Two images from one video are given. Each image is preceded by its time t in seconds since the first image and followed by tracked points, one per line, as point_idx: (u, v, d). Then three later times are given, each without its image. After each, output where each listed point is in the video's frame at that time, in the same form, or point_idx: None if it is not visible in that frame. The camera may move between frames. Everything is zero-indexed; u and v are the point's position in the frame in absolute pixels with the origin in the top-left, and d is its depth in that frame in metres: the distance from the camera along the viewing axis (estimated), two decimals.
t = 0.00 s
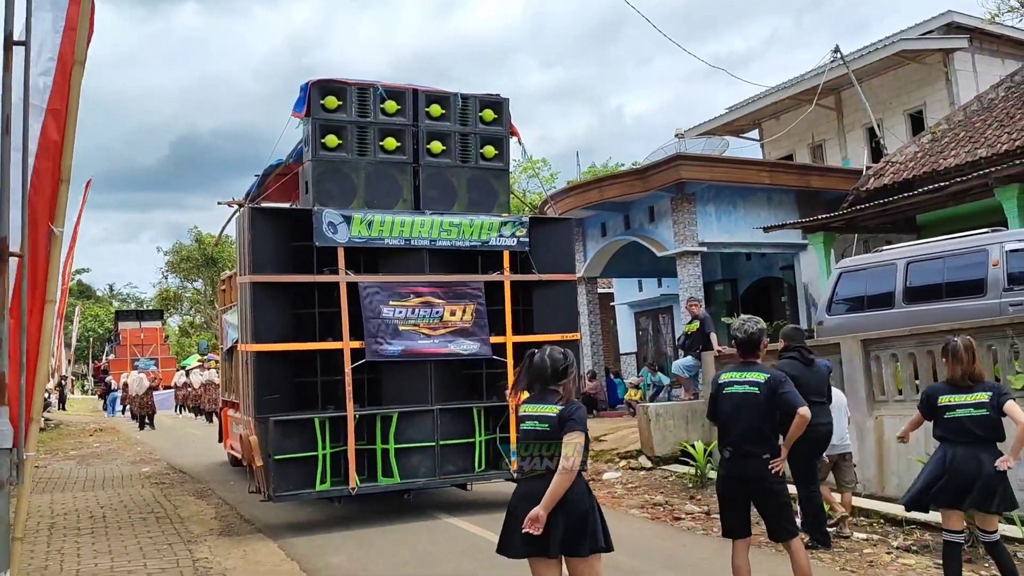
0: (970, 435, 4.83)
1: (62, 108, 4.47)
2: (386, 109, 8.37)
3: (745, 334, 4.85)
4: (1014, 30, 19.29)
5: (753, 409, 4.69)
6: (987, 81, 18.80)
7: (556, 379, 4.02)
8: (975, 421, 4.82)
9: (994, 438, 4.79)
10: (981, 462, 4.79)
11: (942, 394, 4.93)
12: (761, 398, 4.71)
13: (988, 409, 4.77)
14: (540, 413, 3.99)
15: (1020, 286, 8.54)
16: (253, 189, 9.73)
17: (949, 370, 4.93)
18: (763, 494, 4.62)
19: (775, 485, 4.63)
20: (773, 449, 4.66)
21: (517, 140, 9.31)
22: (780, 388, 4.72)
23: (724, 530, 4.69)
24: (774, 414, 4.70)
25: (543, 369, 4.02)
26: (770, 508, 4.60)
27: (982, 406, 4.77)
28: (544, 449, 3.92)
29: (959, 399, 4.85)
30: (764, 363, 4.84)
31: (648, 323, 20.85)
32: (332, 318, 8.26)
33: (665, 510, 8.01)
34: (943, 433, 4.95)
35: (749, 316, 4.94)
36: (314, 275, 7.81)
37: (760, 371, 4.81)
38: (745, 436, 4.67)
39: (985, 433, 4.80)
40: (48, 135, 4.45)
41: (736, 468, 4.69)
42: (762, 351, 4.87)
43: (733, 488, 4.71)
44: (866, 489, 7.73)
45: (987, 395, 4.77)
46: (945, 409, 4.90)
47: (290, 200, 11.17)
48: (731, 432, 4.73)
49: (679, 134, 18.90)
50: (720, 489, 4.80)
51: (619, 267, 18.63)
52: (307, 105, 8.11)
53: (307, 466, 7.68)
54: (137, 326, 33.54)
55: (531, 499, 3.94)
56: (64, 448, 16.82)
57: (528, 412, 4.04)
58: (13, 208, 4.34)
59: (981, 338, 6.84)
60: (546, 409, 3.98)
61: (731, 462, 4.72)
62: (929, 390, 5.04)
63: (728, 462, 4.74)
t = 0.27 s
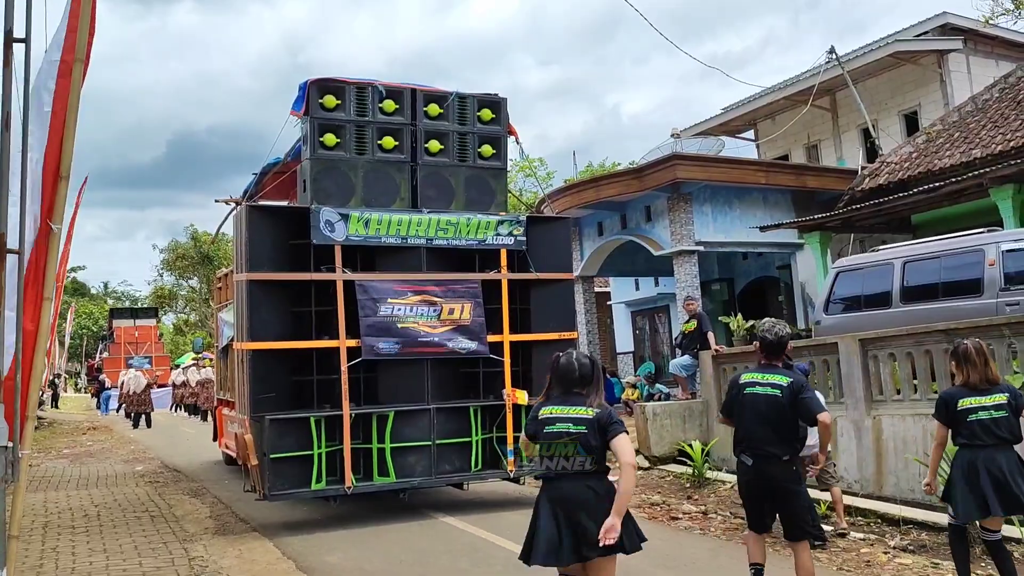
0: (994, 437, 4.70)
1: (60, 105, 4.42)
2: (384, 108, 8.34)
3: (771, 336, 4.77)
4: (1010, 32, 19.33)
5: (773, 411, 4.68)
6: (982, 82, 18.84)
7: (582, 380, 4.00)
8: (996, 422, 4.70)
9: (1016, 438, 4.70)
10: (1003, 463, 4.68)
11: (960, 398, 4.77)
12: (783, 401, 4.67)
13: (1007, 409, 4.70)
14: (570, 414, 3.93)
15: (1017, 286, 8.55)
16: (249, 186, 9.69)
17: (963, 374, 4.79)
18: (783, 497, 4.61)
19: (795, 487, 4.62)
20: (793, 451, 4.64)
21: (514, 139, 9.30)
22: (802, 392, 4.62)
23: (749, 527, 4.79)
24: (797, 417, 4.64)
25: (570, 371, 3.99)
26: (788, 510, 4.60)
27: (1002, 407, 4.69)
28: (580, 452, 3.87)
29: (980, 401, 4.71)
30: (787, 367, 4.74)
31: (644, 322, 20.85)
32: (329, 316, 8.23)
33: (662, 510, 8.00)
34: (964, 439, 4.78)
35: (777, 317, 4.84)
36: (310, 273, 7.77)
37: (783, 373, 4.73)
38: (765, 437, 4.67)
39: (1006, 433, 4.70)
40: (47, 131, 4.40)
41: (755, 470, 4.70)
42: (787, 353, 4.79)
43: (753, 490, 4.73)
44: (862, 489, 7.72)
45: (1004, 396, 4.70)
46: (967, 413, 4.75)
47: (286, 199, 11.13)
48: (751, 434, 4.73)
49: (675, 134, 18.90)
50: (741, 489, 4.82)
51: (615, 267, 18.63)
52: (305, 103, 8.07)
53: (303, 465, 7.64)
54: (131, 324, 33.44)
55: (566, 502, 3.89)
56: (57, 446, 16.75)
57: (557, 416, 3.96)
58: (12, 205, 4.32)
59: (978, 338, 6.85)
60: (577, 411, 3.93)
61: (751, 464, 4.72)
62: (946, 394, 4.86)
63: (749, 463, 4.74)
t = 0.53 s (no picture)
0: (1002, 436, 4.69)
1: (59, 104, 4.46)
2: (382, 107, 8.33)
3: (783, 336, 4.81)
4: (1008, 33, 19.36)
5: (786, 411, 4.69)
6: (980, 83, 18.87)
7: (593, 375, 4.04)
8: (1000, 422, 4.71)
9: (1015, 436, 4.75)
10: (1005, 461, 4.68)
11: (976, 401, 4.62)
12: (794, 401, 4.71)
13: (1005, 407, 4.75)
14: (583, 410, 3.97)
15: (1015, 287, 8.56)
16: (248, 185, 9.68)
17: (965, 375, 4.69)
18: (791, 495, 4.63)
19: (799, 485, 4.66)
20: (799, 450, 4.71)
21: (513, 139, 9.29)
22: (814, 394, 4.72)
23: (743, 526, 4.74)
24: (806, 415, 4.72)
25: (585, 366, 4.02)
26: (793, 508, 4.62)
27: (1003, 407, 4.73)
28: (595, 447, 3.91)
29: (990, 403, 4.65)
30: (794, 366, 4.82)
31: (642, 322, 20.85)
32: (328, 315, 8.22)
33: (660, 510, 8.00)
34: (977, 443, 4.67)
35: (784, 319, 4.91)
36: (308, 272, 7.76)
37: (792, 373, 4.78)
38: (778, 436, 4.67)
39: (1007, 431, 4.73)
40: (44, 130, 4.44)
41: (763, 469, 4.68)
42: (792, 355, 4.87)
43: (756, 488, 4.72)
44: (860, 489, 7.71)
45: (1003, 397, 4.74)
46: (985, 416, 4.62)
47: (284, 197, 11.11)
48: (763, 432, 4.71)
49: (674, 134, 18.90)
50: (743, 488, 4.76)
51: (613, 266, 18.63)
52: (304, 102, 8.06)
53: (301, 464, 7.63)
54: (128, 323, 33.39)
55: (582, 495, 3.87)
56: (54, 445, 16.72)
57: (570, 410, 3.98)
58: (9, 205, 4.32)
59: (976, 338, 6.85)
60: (591, 407, 3.99)
61: (761, 462, 4.69)
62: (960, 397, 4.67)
63: (757, 462, 4.70)
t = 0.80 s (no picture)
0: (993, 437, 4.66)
1: (55, 102, 4.45)
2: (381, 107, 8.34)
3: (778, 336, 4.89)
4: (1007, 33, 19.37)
5: (790, 411, 4.80)
6: (980, 84, 18.89)
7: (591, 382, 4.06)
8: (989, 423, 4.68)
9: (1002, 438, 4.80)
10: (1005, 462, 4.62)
11: (981, 400, 4.57)
12: (794, 401, 4.85)
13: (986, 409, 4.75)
14: (587, 417, 3.98)
15: (1012, 287, 8.58)
16: (247, 185, 9.69)
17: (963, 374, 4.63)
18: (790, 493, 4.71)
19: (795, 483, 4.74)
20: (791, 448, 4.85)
21: (512, 139, 9.31)
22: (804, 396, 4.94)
23: (736, 529, 4.60)
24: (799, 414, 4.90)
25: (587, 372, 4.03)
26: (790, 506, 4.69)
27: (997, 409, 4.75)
28: (597, 454, 3.95)
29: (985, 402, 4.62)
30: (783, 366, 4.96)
31: (641, 322, 20.87)
32: (327, 314, 8.23)
33: (658, 510, 8.01)
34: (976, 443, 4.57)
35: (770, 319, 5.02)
36: (307, 272, 7.78)
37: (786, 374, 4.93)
38: (785, 435, 4.72)
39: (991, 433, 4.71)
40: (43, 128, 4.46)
41: (775, 468, 4.66)
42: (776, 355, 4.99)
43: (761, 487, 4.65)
44: (858, 489, 7.72)
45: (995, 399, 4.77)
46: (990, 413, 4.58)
47: (283, 197, 11.12)
48: (776, 431, 4.70)
49: (673, 134, 18.92)
50: (754, 489, 4.64)
51: (612, 266, 18.64)
52: (303, 101, 8.07)
53: (300, 464, 7.65)
54: (127, 323, 33.36)
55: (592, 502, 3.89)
56: (53, 444, 16.71)
57: (575, 416, 3.95)
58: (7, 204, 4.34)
59: (974, 338, 6.86)
60: (594, 416, 4.01)
61: (774, 461, 4.67)
62: (965, 395, 4.59)
63: (770, 461, 4.66)
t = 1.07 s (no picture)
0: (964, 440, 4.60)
1: (54, 105, 4.42)
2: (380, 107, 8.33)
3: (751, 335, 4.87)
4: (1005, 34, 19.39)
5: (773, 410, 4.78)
6: (978, 84, 18.90)
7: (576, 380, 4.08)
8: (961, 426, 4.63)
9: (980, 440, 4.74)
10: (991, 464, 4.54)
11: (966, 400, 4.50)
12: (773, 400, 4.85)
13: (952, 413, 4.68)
14: (575, 415, 3.99)
15: (1011, 287, 8.58)
16: (245, 185, 9.69)
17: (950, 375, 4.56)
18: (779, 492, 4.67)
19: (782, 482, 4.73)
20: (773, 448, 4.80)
21: (511, 138, 9.30)
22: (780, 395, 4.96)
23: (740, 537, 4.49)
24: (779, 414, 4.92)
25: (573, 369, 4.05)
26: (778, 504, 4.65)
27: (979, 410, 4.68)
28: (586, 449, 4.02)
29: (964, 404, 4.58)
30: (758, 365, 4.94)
31: (640, 322, 20.87)
32: (326, 315, 8.22)
33: (657, 510, 8.01)
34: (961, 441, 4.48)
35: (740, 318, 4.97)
36: (306, 272, 7.77)
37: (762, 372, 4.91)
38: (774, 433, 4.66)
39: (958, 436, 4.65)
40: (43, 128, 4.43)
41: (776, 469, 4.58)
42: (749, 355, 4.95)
43: (761, 488, 4.53)
44: (857, 490, 7.71)
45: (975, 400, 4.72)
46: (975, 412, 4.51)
47: (282, 197, 11.12)
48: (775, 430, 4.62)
49: (672, 134, 18.92)
50: (759, 491, 4.50)
51: (611, 266, 18.64)
52: (302, 102, 8.07)
53: (299, 464, 7.63)
54: (126, 323, 33.35)
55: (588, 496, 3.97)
56: (52, 444, 16.70)
57: (568, 414, 3.96)
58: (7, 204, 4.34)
59: (972, 338, 6.86)
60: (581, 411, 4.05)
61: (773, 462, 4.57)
62: (951, 395, 4.49)
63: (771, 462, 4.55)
